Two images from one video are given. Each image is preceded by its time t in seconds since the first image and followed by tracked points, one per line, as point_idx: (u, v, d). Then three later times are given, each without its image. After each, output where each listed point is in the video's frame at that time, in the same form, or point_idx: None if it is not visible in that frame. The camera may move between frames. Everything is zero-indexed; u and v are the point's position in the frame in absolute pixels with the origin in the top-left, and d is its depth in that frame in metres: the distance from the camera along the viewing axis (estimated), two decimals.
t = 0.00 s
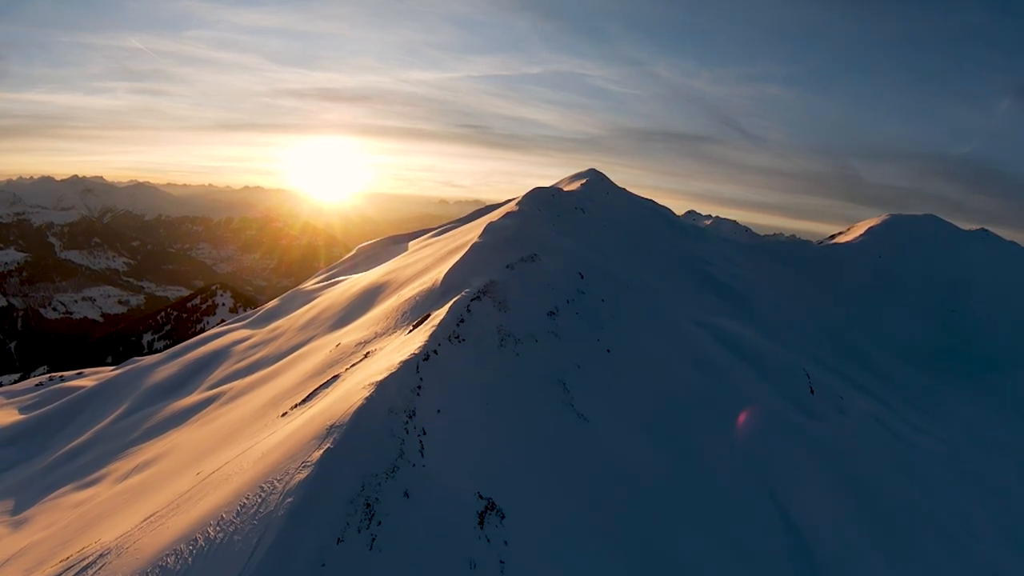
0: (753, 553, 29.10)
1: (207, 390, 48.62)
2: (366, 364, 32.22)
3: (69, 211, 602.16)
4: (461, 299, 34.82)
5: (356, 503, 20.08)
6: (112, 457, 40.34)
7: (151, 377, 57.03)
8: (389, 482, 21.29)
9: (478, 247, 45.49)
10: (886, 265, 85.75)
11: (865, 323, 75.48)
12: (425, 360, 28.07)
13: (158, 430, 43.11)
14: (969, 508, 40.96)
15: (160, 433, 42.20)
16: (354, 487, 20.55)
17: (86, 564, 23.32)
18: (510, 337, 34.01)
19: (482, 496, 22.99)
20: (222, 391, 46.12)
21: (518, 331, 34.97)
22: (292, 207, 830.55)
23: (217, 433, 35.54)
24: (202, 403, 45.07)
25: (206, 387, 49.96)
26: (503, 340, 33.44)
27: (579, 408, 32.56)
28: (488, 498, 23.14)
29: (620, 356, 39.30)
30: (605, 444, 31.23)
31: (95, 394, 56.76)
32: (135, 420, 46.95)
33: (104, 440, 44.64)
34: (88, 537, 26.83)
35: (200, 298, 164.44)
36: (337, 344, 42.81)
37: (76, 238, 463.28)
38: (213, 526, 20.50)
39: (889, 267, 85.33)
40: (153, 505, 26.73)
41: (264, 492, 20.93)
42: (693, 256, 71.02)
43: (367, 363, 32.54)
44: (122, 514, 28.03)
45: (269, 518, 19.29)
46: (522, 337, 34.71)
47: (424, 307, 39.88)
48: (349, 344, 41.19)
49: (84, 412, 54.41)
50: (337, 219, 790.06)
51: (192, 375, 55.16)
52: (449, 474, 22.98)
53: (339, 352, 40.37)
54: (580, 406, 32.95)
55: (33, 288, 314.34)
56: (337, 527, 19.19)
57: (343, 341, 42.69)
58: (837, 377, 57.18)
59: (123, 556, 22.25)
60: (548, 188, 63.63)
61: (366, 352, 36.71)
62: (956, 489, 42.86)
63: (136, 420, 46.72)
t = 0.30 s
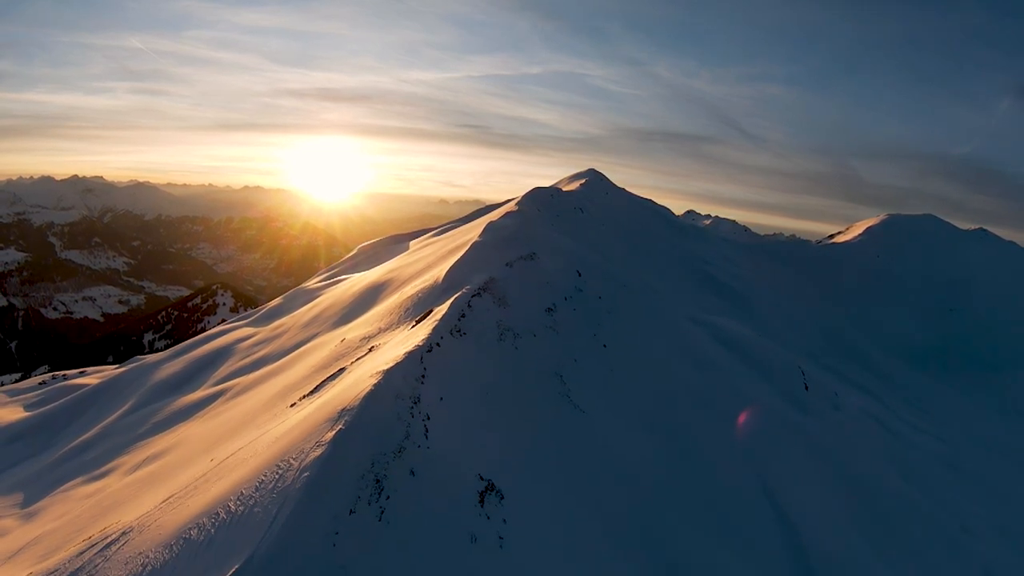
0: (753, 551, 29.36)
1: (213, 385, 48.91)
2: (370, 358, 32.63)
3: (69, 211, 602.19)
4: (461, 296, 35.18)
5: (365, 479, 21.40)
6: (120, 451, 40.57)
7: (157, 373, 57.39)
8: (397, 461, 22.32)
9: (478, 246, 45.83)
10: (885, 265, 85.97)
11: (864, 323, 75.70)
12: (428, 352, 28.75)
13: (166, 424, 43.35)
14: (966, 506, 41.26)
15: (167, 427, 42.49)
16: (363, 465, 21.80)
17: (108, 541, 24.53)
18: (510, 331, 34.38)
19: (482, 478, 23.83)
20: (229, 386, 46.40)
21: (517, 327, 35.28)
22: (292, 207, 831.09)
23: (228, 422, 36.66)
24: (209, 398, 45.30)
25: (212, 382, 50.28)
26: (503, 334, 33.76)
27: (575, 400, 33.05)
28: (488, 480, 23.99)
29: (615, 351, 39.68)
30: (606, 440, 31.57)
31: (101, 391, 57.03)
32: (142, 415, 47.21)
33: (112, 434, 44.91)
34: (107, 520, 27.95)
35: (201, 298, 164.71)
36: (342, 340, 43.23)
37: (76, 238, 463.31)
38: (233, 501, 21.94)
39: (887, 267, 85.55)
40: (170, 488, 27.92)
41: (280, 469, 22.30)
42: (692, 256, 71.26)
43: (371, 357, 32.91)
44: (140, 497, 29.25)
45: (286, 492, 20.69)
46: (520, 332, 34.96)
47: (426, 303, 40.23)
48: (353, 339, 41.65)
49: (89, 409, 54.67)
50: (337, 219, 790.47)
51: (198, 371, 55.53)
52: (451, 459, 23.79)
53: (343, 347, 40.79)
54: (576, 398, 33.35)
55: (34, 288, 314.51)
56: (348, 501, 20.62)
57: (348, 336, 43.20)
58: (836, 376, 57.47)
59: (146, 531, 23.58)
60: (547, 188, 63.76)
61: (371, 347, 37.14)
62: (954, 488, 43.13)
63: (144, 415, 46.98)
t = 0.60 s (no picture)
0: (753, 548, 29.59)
1: (218, 382, 49.17)
2: (376, 351, 33.00)
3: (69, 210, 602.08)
4: (462, 292, 35.51)
5: (375, 458, 21.87)
6: (127, 446, 40.84)
7: (163, 370, 57.75)
8: (403, 443, 22.74)
9: (479, 245, 46.14)
10: (884, 264, 86.22)
11: (863, 323, 75.98)
12: (432, 344, 29.08)
13: (173, 419, 43.58)
14: (964, 504, 41.52)
15: (174, 422, 42.78)
16: (372, 446, 22.27)
17: (130, 522, 25.30)
18: (510, 327, 34.68)
19: (482, 461, 24.47)
20: (234, 382, 46.69)
21: (517, 323, 35.57)
22: (292, 207, 831.02)
23: (240, 412, 37.34)
24: (214, 394, 45.53)
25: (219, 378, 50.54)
26: (503, 330, 34.06)
27: (572, 393, 33.54)
28: (489, 464, 24.67)
29: (612, 347, 40.03)
30: (608, 438, 31.82)
31: (106, 389, 57.17)
32: (149, 411, 47.46)
33: (119, 430, 45.19)
34: (124, 505, 28.54)
35: (201, 297, 164.88)
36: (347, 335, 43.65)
37: (76, 238, 463.23)
38: (251, 480, 22.69)
39: (886, 267, 85.81)
40: (187, 474, 28.64)
41: (296, 450, 22.93)
42: (691, 255, 71.51)
43: (376, 351, 33.28)
44: (157, 483, 29.95)
45: (302, 469, 21.26)
46: (520, 328, 35.24)
47: (428, 299, 40.54)
48: (358, 334, 42.07)
49: (95, 406, 54.94)
50: (336, 219, 790.59)
51: (204, 368, 55.93)
52: (454, 444, 24.26)
53: (348, 342, 41.19)
54: (575, 393, 33.83)
55: (34, 287, 314.63)
56: (359, 478, 21.08)
57: (352, 332, 43.61)
58: (834, 376, 57.76)
59: (166, 511, 24.29)
60: (547, 188, 63.94)
61: (376, 341, 37.58)
62: (951, 487, 43.41)
63: (151, 411, 47.24)
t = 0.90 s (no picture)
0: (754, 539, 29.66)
1: (223, 378, 49.44)
2: (381, 345, 33.30)
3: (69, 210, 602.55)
4: (462, 289, 35.79)
5: (381, 440, 22.30)
6: (134, 440, 41.11)
7: (168, 367, 58.07)
8: (410, 427, 23.13)
9: (480, 243, 46.41)
10: (882, 264, 86.43)
11: (861, 323, 76.27)
12: (436, 337, 29.31)
13: (179, 414, 43.84)
14: (960, 501, 41.75)
15: (181, 417, 43.08)
16: (378, 429, 22.67)
17: (149, 503, 25.77)
18: (509, 322, 35.00)
19: (481, 447, 24.65)
20: (239, 378, 46.97)
21: (516, 319, 35.80)
22: (292, 207, 831.49)
23: (251, 403, 37.91)
24: (219, 390, 45.79)
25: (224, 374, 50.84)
26: (502, 326, 34.33)
27: (569, 386, 33.83)
28: (488, 450, 24.85)
29: (610, 342, 40.20)
30: (611, 433, 31.91)
31: (111, 386, 57.48)
32: (155, 407, 47.73)
33: (126, 425, 45.48)
34: (140, 490, 29.09)
35: (202, 297, 165.37)
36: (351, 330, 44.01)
37: (77, 237, 463.78)
38: (267, 460, 23.30)
39: (884, 266, 86.02)
40: (202, 459, 29.21)
41: (308, 433, 23.61)
42: (690, 255, 71.72)
43: (380, 345, 33.59)
44: (172, 469, 30.52)
45: (315, 451, 21.96)
46: (519, 324, 35.46)
47: (430, 296, 40.86)
48: (362, 330, 42.42)
49: (100, 403, 55.19)
50: (336, 219, 791.10)
51: (208, 365, 56.22)
52: (456, 430, 24.52)
53: (353, 337, 41.53)
54: (574, 388, 34.02)
55: (35, 287, 315.10)
56: (367, 457, 21.60)
57: (357, 327, 43.96)
58: (832, 375, 58.02)
59: (184, 492, 24.82)
60: (546, 188, 64.11)
61: (381, 335, 37.91)
62: (948, 484, 43.64)
63: (156, 407, 47.50)
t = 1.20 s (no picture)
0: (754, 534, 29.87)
1: (227, 375, 49.59)
2: (385, 339, 33.42)
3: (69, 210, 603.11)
4: (463, 286, 35.96)
5: (388, 424, 22.44)
6: (140, 436, 41.28)
7: (172, 364, 58.17)
8: (415, 414, 23.28)
9: (479, 242, 46.58)
10: (880, 263, 86.60)
11: (860, 322, 76.46)
12: (438, 331, 29.49)
13: (185, 410, 44.02)
14: (959, 500, 41.91)
15: (186, 413, 43.26)
16: (385, 414, 22.81)
17: (167, 487, 25.98)
18: (509, 318, 35.25)
19: (482, 433, 24.96)
20: (243, 374, 47.14)
21: (515, 316, 35.97)
22: (292, 207, 832.14)
23: (260, 395, 38.18)
24: (223, 387, 45.95)
25: (228, 371, 50.93)
26: (502, 322, 34.52)
27: (566, 379, 34.19)
28: (488, 436, 25.14)
29: (607, 339, 40.38)
30: (612, 431, 32.17)
31: (115, 383, 57.68)
32: (161, 403, 47.86)
33: (132, 421, 45.65)
34: (153, 477, 29.32)
35: (203, 296, 165.77)
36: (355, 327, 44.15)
37: (77, 237, 464.16)
38: (281, 444, 23.56)
39: (882, 266, 86.22)
40: (215, 448, 29.46)
41: (319, 419, 23.82)
42: (689, 254, 71.82)
43: (384, 340, 33.73)
44: (184, 457, 30.77)
45: (327, 434, 22.19)
46: (517, 321, 35.61)
47: (431, 294, 41.04)
48: (366, 326, 42.59)
49: (105, 400, 55.30)
50: (337, 219, 791.62)
51: (212, 363, 56.29)
52: (458, 416, 24.89)
53: (357, 333, 41.68)
54: (573, 383, 34.28)
55: (36, 287, 315.60)
56: (375, 440, 21.73)
57: (361, 324, 44.15)
58: (830, 374, 58.20)
59: (199, 476, 25.07)
60: (545, 188, 64.22)
61: (386, 330, 38.05)
62: (945, 482, 43.82)
63: (161, 403, 47.64)
